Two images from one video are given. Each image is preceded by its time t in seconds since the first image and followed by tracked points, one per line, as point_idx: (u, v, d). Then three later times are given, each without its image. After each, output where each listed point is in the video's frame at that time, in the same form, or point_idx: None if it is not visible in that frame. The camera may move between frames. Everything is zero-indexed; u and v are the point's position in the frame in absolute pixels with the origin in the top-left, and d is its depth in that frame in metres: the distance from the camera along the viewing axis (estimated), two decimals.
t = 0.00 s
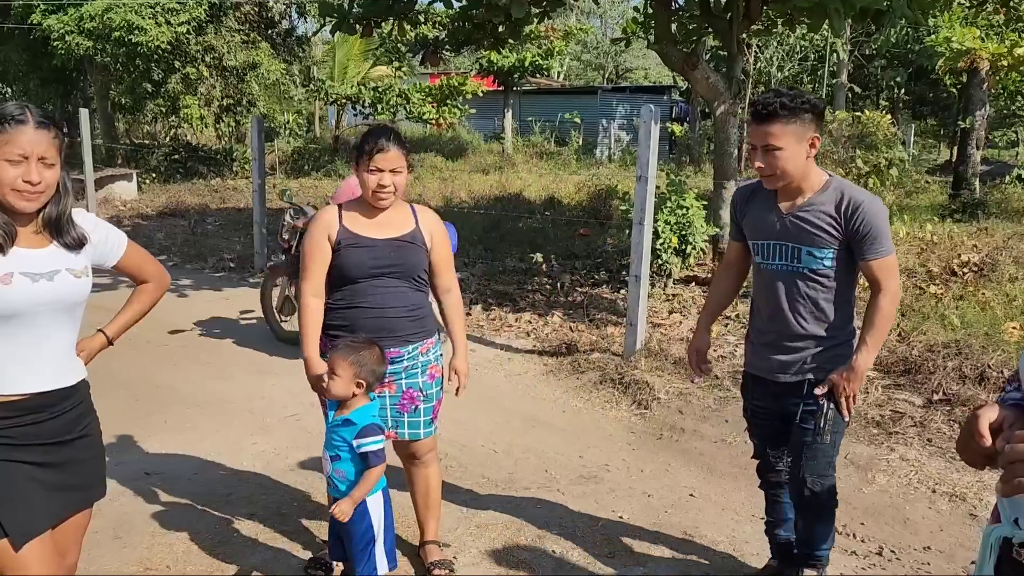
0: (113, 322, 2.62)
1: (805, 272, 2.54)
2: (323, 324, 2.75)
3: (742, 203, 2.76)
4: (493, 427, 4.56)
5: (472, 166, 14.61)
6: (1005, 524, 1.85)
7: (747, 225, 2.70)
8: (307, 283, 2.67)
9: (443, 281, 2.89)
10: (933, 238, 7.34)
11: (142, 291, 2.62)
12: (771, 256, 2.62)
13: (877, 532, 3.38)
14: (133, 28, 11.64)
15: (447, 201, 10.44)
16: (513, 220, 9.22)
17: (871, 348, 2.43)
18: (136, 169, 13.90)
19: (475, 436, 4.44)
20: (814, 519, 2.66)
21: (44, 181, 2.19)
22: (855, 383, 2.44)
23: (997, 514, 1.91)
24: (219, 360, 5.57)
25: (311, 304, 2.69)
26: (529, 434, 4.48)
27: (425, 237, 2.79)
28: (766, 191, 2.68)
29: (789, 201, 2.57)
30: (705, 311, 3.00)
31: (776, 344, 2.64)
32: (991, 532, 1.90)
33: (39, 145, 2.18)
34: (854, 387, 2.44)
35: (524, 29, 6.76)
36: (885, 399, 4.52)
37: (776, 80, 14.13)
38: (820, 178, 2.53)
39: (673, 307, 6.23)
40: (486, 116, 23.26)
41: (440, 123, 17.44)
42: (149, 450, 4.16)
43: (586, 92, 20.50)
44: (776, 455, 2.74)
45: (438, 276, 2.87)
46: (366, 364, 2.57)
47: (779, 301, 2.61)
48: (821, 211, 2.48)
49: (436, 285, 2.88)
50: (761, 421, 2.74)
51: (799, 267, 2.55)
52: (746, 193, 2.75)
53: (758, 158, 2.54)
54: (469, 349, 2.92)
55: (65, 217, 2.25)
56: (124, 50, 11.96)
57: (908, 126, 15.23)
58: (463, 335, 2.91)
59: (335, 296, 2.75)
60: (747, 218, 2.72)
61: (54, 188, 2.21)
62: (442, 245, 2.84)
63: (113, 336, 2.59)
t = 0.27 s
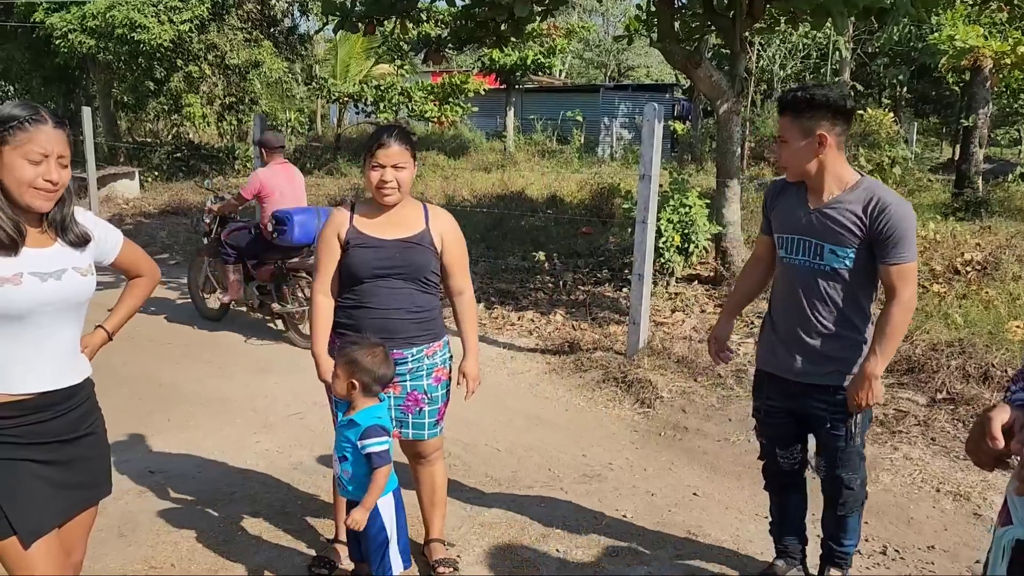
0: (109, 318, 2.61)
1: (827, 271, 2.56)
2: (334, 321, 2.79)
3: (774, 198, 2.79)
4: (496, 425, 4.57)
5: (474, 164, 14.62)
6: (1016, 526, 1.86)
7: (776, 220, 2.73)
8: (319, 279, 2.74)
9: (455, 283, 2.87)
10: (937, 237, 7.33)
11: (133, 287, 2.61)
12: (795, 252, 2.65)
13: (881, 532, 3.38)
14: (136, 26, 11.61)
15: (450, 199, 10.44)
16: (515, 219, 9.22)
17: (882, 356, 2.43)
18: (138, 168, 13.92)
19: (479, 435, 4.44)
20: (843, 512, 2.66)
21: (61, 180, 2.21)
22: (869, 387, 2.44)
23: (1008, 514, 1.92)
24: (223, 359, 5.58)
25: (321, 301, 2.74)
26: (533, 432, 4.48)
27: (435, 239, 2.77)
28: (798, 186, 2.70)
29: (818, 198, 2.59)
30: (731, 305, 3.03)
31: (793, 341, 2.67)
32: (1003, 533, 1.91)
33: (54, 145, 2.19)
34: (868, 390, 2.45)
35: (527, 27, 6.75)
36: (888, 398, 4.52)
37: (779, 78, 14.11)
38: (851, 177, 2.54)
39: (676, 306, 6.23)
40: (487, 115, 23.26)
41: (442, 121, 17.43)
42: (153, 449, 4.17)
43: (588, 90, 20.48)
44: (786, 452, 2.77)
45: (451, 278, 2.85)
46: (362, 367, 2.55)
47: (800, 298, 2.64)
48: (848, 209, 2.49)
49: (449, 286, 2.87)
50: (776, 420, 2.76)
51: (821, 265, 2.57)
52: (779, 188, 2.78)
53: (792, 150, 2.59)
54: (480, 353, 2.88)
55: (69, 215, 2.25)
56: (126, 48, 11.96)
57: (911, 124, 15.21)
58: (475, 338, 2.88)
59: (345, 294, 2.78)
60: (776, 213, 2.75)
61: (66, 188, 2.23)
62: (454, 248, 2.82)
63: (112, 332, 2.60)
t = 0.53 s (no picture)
0: (108, 316, 2.61)
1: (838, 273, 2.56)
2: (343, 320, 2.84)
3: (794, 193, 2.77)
4: (498, 424, 4.57)
5: (476, 162, 14.62)
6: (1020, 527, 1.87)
7: (795, 216, 2.71)
8: (328, 277, 2.78)
9: (462, 287, 2.82)
10: (940, 236, 7.32)
11: (130, 285, 2.62)
12: (808, 251, 2.65)
13: (883, 531, 3.38)
14: (138, 24, 11.59)
15: (452, 198, 10.44)
16: (517, 217, 9.22)
17: (887, 366, 2.42)
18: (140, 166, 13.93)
19: (481, 433, 4.44)
20: (847, 503, 2.67)
21: (68, 181, 2.20)
22: (869, 401, 2.43)
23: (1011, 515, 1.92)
24: (225, 357, 5.59)
25: (328, 298, 2.79)
26: (535, 431, 4.49)
27: (441, 242, 2.75)
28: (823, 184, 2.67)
29: (837, 200, 2.56)
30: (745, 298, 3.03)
31: (800, 340, 2.68)
32: (1006, 534, 1.91)
33: (62, 146, 2.19)
34: (869, 402, 2.43)
35: (529, 26, 6.74)
36: (891, 397, 4.52)
37: (781, 77, 14.09)
38: (874, 181, 2.49)
39: (678, 304, 6.23)
40: (489, 113, 23.26)
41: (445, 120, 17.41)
42: (156, 447, 4.18)
43: (591, 88, 20.48)
44: (769, 442, 2.78)
45: (457, 280, 2.81)
46: (357, 371, 2.55)
47: (812, 298, 2.66)
48: (865, 214, 2.46)
49: (456, 288, 2.82)
50: (772, 411, 2.78)
51: (832, 267, 2.57)
52: (800, 184, 2.76)
53: (812, 149, 2.56)
54: (483, 357, 2.84)
55: (74, 215, 2.25)
56: (129, 47, 11.96)
57: (914, 122, 15.19)
58: (476, 342, 2.85)
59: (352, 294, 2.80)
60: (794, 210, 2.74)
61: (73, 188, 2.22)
62: (461, 250, 2.79)
63: (112, 330, 2.59)
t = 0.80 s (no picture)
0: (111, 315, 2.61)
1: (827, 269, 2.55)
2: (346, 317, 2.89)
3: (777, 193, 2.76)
4: (499, 422, 4.57)
5: (478, 160, 14.63)
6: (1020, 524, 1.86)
7: (779, 215, 2.70)
8: (334, 274, 2.82)
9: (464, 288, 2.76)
10: (943, 235, 7.30)
11: (133, 285, 2.62)
12: (795, 249, 2.63)
13: (885, 530, 3.37)
14: (140, 22, 11.59)
15: (454, 196, 10.44)
16: (519, 215, 9.22)
17: (897, 361, 2.41)
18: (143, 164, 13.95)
19: (483, 432, 4.44)
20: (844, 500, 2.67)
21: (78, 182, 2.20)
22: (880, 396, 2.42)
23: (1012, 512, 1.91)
24: (227, 355, 5.59)
25: (332, 298, 2.84)
26: (535, 429, 4.48)
27: (441, 242, 2.72)
28: (806, 182, 2.67)
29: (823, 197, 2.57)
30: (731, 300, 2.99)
31: (791, 338, 2.65)
32: (1006, 530, 1.91)
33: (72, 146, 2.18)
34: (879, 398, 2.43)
35: (530, 24, 6.73)
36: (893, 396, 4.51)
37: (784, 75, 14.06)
38: (860, 178, 2.51)
39: (680, 303, 6.22)
40: (491, 112, 23.26)
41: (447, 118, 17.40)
42: (158, 445, 4.18)
43: (593, 86, 20.46)
44: (757, 440, 2.77)
45: (459, 281, 2.76)
46: (350, 365, 2.55)
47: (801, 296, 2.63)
48: (852, 209, 2.47)
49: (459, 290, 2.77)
50: (759, 411, 2.76)
51: (820, 264, 2.56)
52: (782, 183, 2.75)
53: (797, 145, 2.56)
54: (483, 361, 2.78)
55: (79, 215, 2.25)
56: (131, 45, 11.97)
57: (916, 121, 15.16)
58: (480, 347, 2.78)
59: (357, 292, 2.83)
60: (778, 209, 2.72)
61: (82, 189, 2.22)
62: (463, 251, 2.74)
63: (114, 330, 2.58)
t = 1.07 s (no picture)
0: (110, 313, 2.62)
1: (798, 263, 2.53)
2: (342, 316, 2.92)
3: (734, 196, 2.73)
4: (500, 420, 4.57)
5: (480, 159, 14.64)
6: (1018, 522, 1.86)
7: (738, 217, 2.69)
8: (332, 273, 2.85)
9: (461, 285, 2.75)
10: (945, 233, 7.30)
11: (132, 284, 2.62)
12: (763, 246, 2.60)
13: (885, 528, 3.37)
14: (142, 21, 11.60)
15: (456, 195, 10.44)
16: (520, 214, 9.23)
17: (869, 337, 2.44)
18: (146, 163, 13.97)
19: (483, 430, 4.45)
20: (831, 499, 2.67)
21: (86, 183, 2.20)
22: (858, 373, 2.44)
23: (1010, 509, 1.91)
24: (228, 353, 5.60)
25: (329, 299, 2.87)
26: (535, 428, 4.49)
27: (438, 239, 2.72)
28: (761, 181, 2.68)
29: (784, 193, 2.57)
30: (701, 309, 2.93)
31: (766, 335, 2.62)
32: (1004, 528, 1.91)
33: (81, 149, 2.18)
34: (857, 376, 2.44)
35: (532, 23, 6.73)
36: (894, 394, 4.51)
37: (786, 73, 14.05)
38: (814, 170, 2.54)
39: (681, 302, 6.22)
40: (493, 110, 23.27)
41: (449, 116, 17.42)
42: (160, 443, 4.19)
43: (595, 85, 20.46)
44: (741, 441, 2.75)
45: (456, 279, 2.75)
46: (324, 359, 2.54)
47: (771, 292, 2.60)
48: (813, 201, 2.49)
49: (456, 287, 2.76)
50: (741, 411, 2.74)
51: (791, 257, 2.54)
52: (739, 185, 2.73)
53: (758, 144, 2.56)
54: (481, 358, 2.76)
55: (82, 214, 2.26)
56: (133, 44, 11.98)
57: (919, 119, 15.15)
58: (477, 343, 2.76)
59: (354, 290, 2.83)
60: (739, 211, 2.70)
61: (88, 191, 2.22)
62: (461, 248, 2.72)
63: (114, 328, 2.59)
